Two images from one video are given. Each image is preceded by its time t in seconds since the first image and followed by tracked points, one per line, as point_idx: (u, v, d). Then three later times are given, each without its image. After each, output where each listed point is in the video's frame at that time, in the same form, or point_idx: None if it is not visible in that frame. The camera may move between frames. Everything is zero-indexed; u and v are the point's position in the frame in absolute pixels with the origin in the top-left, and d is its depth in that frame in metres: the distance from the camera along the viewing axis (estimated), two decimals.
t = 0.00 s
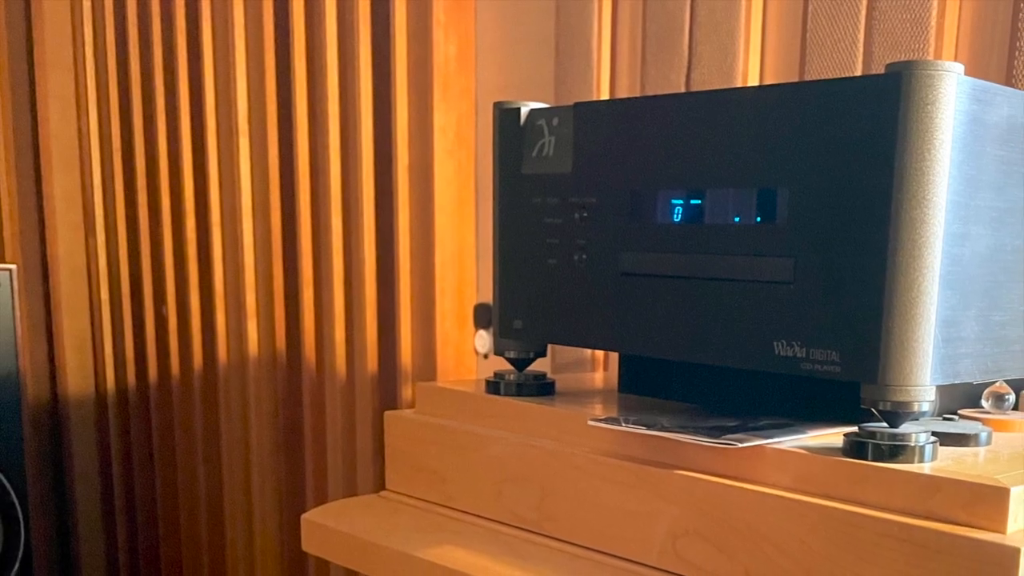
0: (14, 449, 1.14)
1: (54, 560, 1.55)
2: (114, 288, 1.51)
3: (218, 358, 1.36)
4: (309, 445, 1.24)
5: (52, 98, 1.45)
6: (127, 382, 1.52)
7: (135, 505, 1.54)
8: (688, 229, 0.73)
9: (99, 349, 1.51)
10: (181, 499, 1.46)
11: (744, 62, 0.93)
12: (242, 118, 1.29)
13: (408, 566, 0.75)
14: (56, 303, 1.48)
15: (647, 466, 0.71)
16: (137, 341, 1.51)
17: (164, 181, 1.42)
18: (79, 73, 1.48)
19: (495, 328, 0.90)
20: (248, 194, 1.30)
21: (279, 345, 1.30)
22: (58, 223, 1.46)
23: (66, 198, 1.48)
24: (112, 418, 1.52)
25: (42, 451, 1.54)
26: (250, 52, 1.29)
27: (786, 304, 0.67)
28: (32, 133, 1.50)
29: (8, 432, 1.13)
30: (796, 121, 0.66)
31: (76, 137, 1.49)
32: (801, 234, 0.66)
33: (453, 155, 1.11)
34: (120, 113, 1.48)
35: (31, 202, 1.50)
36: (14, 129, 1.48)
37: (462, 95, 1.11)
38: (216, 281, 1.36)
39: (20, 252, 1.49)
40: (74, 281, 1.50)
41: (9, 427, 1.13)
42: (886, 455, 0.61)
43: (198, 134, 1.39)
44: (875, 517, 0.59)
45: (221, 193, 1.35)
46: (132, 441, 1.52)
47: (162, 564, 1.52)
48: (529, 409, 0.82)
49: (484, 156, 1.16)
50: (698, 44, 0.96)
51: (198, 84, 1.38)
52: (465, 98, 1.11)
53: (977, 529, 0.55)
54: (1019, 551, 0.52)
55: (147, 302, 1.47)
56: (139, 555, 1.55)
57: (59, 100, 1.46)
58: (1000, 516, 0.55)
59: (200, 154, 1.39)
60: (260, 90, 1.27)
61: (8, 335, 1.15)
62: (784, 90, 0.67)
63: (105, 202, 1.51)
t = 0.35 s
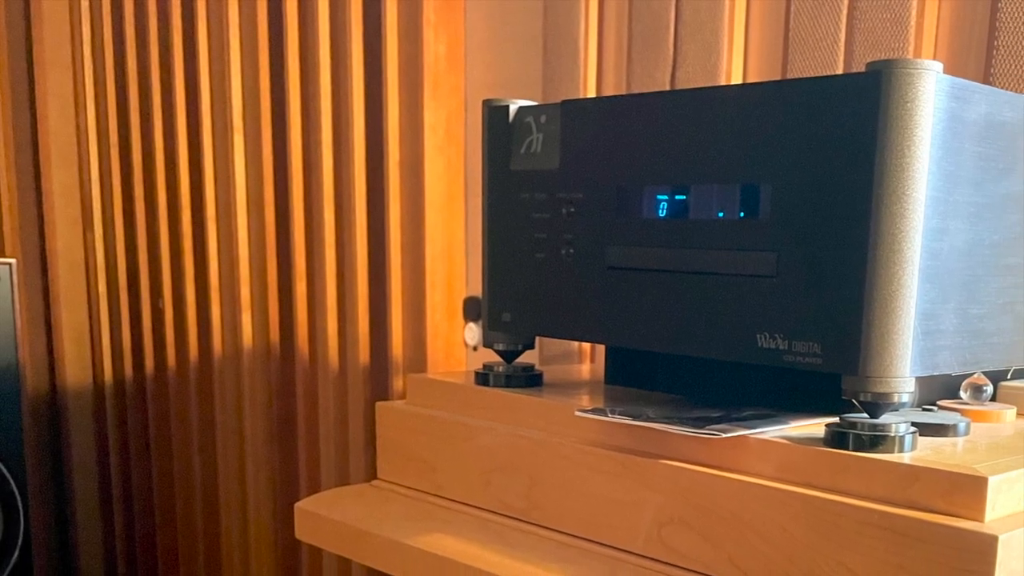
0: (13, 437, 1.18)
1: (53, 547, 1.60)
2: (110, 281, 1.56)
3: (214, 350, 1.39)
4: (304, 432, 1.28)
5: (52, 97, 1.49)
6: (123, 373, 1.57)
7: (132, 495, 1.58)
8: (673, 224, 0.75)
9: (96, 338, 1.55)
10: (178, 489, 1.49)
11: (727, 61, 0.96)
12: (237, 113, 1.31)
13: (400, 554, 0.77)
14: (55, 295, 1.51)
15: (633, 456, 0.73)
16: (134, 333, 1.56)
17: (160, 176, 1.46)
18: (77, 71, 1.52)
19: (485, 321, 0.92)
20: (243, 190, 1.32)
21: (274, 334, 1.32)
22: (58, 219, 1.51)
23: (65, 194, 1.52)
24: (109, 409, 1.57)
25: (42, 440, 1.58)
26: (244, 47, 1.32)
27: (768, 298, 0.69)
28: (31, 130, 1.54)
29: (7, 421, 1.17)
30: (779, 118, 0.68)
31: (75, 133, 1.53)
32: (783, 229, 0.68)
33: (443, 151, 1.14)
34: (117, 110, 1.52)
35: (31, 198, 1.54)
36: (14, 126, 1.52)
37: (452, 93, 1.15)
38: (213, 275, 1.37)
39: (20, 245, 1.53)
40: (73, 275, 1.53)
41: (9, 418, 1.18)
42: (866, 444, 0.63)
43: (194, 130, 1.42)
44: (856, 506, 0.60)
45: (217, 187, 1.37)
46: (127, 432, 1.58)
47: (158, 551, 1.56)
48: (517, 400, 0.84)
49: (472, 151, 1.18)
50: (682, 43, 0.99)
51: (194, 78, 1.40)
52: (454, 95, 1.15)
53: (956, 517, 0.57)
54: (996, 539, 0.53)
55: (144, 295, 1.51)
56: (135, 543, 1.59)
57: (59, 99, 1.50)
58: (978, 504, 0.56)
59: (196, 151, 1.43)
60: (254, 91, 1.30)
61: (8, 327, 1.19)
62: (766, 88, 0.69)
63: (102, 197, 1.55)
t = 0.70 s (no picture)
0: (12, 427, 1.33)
1: (50, 535, 1.75)
2: (108, 274, 1.71)
3: (210, 342, 1.50)
4: (298, 418, 1.35)
5: (50, 95, 1.64)
6: (121, 365, 1.70)
7: (130, 484, 1.72)
8: (658, 219, 0.77)
9: (95, 333, 1.70)
10: (173, 479, 1.62)
11: (712, 58, 1.00)
12: (232, 112, 1.40)
13: (392, 544, 0.79)
14: (55, 290, 1.67)
15: (620, 446, 0.75)
16: (131, 327, 1.71)
17: (158, 173, 1.58)
18: (76, 70, 1.67)
19: (474, 314, 0.94)
20: (237, 187, 1.42)
21: (268, 327, 1.41)
22: (55, 214, 1.66)
23: (64, 191, 1.68)
24: (108, 398, 1.70)
25: (43, 428, 1.74)
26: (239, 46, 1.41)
27: (752, 291, 0.71)
28: (30, 128, 1.69)
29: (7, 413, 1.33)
30: (762, 115, 0.69)
31: (74, 133, 1.69)
32: (766, 224, 0.69)
33: (433, 149, 1.20)
34: (115, 109, 1.66)
35: (30, 194, 1.70)
36: (14, 124, 1.67)
37: (442, 91, 1.22)
38: (208, 269, 1.48)
39: (20, 241, 1.70)
40: (71, 267, 1.69)
41: (9, 409, 1.33)
42: (847, 435, 0.64)
43: (190, 128, 1.54)
44: (838, 495, 0.61)
45: (212, 185, 1.47)
46: (125, 423, 1.73)
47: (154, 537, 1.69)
48: (506, 391, 0.86)
49: (462, 149, 1.25)
50: (668, 43, 1.03)
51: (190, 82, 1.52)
52: (444, 94, 1.22)
53: (934, 505, 0.58)
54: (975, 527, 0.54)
55: (142, 289, 1.65)
56: (133, 530, 1.72)
57: (56, 98, 1.64)
58: (957, 494, 0.57)
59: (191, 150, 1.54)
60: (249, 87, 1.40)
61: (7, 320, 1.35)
62: (750, 86, 0.70)
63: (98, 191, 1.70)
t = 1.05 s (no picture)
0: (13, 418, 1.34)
1: (49, 524, 1.77)
2: (106, 269, 1.74)
3: (205, 334, 1.53)
4: (291, 409, 1.39)
5: (49, 93, 1.65)
6: (118, 359, 1.73)
7: (127, 473, 1.76)
8: (644, 215, 0.78)
9: (93, 326, 1.73)
10: (170, 469, 1.66)
11: (696, 57, 1.05)
12: (227, 108, 1.44)
13: (384, 533, 0.80)
14: (54, 283, 1.69)
15: (607, 437, 0.76)
16: (128, 319, 1.72)
17: (154, 169, 1.62)
18: (74, 68, 1.69)
19: (465, 308, 0.96)
20: (232, 182, 1.45)
21: (262, 319, 1.45)
22: (55, 210, 1.68)
23: (63, 187, 1.69)
24: (105, 390, 1.73)
25: (42, 420, 1.76)
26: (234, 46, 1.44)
27: (736, 285, 0.72)
28: (30, 125, 1.70)
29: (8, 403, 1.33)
30: (746, 113, 0.71)
31: (73, 129, 1.70)
32: (750, 219, 0.71)
33: (424, 145, 1.23)
34: (112, 106, 1.69)
35: (30, 189, 1.72)
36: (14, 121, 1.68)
37: (432, 88, 1.23)
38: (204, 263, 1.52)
39: (19, 236, 1.70)
40: (69, 261, 1.71)
41: (9, 400, 1.33)
42: (830, 426, 0.66)
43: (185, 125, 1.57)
44: (821, 484, 0.63)
45: (208, 180, 1.51)
46: (122, 415, 1.75)
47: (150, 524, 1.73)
48: (495, 383, 0.88)
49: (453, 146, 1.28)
50: (654, 42, 1.08)
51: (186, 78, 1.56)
52: (435, 91, 1.24)
53: (915, 495, 0.59)
54: (956, 516, 0.56)
55: (138, 283, 1.68)
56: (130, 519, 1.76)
57: (55, 95, 1.66)
58: (936, 483, 0.58)
59: (187, 145, 1.57)
60: (244, 84, 1.42)
61: (8, 314, 1.35)
62: (733, 85, 0.72)
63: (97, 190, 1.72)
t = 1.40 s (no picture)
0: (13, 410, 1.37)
1: (49, 513, 1.81)
2: (105, 264, 1.75)
3: (201, 328, 1.55)
4: (285, 402, 1.43)
5: (49, 91, 1.68)
6: (117, 352, 1.76)
7: (124, 464, 1.79)
8: (631, 210, 0.80)
9: (92, 319, 1.75)
10: (167, 459, 1.69)
11: (683, 56, 1.08)
12: (223, 106, 1.46)
13: (377, 523, 0.82)
14: (54, 279, 1.72)
15: (595, 428, 0.78)
16: (125, 313, 1.75)
17: (151, 165, 1.64)
18: (72, 66, 1.71)
19: (455, 301, 0.98)
20: (228, 177, 1.47)
21: (258, 313, 1.48)
22: (53, 205, 1.71)
23: (61, 183, 1.72)
24: (104, 382, 1.76)
25: (43, 412, 1.79)
26: (230, 45, 1.46)
27: (720, 279, 0.74)
28: (29, 122, 1.73)
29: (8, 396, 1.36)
30: (730, 111, 0.72)
31: (71, 125, 1.73)
32: (734, 214, 0.72)
33: (415, 142, 1.26)
34: (111, 103, 1.71)
35: (29, 185, 1.74)
36: (14, 118, 1.71)
37: (423, 86, 1.27)
38: (200, 256, 1.54)
39: (19, 231, 1.74)
40: (67, 256, 1.75)
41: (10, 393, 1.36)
42: (813, 417, 0.68)
43: (182, 122, 1.59)
44: (804, 474, 0.64)
45: (204, 176, 1.53)
46: (120, 405, 1.78)
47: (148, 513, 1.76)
48: (485, 375, 0.89)
49: (443, 144, 1.31)
50: (641, 41, 1.12)
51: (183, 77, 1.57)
52: (425, 89, 1.27)
53: (897, 485, 0.60)
54: (934, 506, 0.57)
55: (138, 278, 1.69)
56: (128, 509, 1.80)
57: (54, 92, 1.69)
58: (917, 473, 0.60)
59: (184, 142, 1.59)
60: (239, 82, 1.45)
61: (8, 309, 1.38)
62: (718, 83, 0.73)
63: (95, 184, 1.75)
